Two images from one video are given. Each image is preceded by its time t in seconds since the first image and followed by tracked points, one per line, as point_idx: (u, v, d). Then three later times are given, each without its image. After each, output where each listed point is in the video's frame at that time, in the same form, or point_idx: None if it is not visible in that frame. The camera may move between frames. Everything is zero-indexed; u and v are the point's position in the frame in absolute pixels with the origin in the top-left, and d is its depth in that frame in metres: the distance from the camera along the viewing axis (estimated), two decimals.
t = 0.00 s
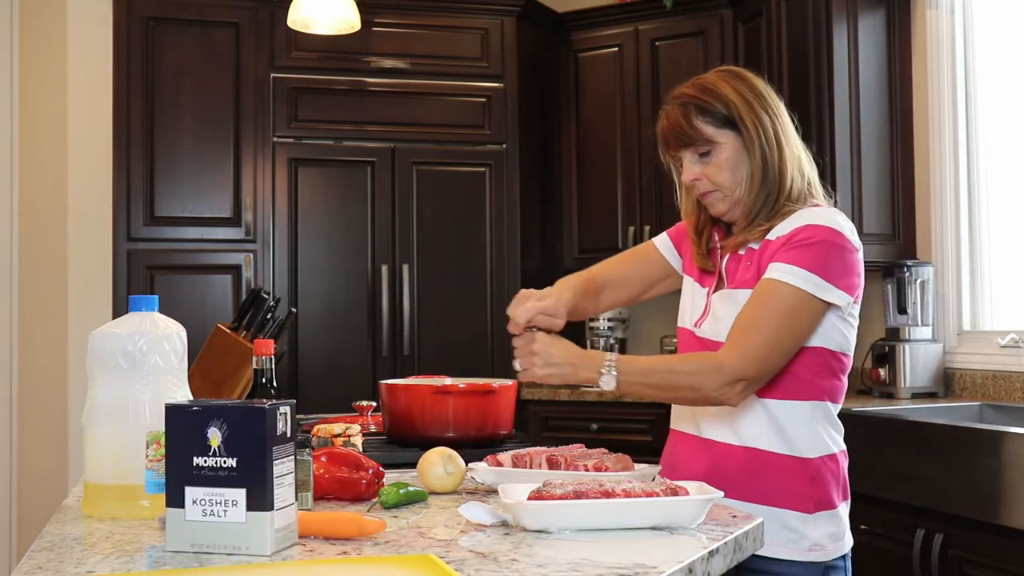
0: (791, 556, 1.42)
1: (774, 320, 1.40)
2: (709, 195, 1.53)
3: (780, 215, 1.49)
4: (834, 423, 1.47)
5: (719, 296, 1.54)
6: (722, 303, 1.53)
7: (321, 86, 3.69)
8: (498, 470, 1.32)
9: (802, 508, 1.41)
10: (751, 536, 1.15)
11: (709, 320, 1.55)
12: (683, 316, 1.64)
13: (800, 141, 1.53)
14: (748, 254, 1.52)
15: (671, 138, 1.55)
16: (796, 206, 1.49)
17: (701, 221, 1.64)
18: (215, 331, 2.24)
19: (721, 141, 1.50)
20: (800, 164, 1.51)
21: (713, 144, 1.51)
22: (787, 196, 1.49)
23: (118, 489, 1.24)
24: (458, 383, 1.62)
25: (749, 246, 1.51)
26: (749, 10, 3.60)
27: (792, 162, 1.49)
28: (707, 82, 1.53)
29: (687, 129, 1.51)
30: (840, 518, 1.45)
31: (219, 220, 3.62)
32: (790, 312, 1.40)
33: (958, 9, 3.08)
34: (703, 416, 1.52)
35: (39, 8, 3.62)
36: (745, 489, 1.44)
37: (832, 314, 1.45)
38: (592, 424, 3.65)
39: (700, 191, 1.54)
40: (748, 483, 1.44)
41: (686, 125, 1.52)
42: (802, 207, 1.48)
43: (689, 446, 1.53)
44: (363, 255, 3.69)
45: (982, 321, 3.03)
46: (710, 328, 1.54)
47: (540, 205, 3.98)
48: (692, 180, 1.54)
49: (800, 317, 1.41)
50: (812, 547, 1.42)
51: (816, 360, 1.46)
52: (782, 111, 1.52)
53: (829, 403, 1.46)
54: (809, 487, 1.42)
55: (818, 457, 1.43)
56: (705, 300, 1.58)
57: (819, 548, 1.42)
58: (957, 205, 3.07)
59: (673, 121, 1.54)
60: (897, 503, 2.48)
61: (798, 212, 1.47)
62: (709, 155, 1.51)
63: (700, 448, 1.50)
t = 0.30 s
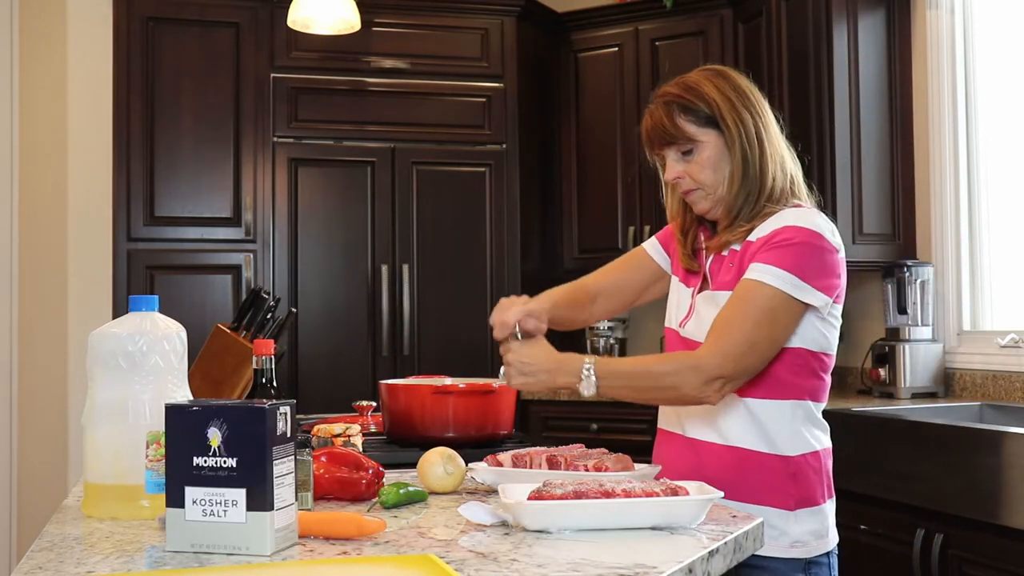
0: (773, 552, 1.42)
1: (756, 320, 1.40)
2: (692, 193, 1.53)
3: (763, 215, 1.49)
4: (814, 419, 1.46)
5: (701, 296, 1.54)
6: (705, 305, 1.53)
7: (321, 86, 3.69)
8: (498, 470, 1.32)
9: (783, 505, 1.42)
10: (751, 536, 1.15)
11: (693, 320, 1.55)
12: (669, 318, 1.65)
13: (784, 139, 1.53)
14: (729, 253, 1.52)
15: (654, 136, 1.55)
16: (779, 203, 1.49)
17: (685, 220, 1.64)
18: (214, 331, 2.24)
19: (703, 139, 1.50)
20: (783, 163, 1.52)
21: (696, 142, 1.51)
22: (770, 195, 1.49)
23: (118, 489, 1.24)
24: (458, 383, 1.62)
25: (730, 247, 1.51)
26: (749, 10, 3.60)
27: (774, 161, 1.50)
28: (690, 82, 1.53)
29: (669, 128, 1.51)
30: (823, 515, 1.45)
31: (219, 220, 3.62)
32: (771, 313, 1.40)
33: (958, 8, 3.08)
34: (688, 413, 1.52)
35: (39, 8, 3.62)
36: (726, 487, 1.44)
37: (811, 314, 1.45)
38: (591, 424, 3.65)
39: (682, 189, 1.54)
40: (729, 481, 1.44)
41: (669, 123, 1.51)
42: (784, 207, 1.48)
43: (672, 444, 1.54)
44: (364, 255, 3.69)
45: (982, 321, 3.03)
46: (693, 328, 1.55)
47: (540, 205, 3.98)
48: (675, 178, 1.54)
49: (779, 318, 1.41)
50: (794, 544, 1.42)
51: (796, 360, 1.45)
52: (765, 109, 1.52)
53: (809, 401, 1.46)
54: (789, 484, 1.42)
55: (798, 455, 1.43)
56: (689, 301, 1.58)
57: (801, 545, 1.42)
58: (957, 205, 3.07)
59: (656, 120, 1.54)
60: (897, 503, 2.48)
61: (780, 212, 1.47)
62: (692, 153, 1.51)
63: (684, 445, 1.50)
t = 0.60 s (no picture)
0: (827, 564, 1.35)
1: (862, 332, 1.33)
2: (686, 163, 1.44)
3: (771, 207, 1.41)
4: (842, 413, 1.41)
5: (726, 309, 1.40)
6: (729, 313, 1.39)
7: (321, 86, 3.69)
8: (499, 470, 1.32)
9: (832, 511, 1.36)
10: (751, 537, 1.15)
11: (711, 328, 1.41)
12: (664, 331, 1.49)
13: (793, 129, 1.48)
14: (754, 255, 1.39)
15: (660, 86, 1.45)
16: (780, 192, 1.42)
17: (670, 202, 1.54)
18: (215, 331, 2.24)
19: (715, 108, 1.42)
20: (790, 153, 1.45)
21: (706, 107, 1.42)
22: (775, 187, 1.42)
23: (118, 488, 1.24)
24: (458, 383, 1.62)
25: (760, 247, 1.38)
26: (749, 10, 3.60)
27: (783, 146, 1.44)
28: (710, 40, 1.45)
29: (683, 83, 1.42)
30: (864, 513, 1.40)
31: (219, 220, 3.62)
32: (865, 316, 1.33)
33: (958, 8, 3.08)
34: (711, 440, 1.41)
35: (39, 8, 3.63)
36: (772, 506, 1.36)
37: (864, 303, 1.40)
38: (592, 424, 3.65)
39: (678, 156, 1.45)
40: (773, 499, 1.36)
41: (682, 76, 1.42)
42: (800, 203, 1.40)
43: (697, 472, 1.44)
44: (363, 254, 3.69)
45: (982, 321, 3.03)
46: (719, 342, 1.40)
47: (540, 204, 3.98)
48: (672, 143, 1.45)
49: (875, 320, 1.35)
50: (846, 550, 1.36)
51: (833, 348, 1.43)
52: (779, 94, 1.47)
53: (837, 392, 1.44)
54: (832, 489, 1.37)
55: (835, 455, 1.38)
56: (693, 307, 1.44)
57: (852, 549, 1.37)
58: (957, 205, 3.07)
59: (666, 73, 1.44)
60: (896, 502, 2.48)
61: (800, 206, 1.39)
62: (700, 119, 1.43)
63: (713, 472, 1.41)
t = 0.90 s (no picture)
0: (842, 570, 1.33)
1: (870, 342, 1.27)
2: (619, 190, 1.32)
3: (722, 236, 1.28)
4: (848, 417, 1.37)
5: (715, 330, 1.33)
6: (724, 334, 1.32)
7: (322, 86, 3.69)
8: (498, 470, 1.32)
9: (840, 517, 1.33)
10: (752, 536, 1.15)
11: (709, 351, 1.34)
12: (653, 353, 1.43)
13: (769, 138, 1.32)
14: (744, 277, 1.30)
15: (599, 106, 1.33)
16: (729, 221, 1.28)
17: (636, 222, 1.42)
18: (215, 331, 2.24)
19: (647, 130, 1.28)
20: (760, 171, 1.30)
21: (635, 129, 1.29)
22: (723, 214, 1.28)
23: (117, 489, 1.24)
24: (458, 383, 1.62)
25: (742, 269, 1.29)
26: (749, 10, 3.60)
27: (748, 161, 1.28)
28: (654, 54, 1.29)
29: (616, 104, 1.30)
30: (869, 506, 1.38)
31: (219, 220, 3.62)
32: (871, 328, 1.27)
33: (959, 8, 3.08)
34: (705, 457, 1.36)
35: (39, 8, 3.62)
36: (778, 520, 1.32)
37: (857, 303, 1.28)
38: (592, 424, 3.65)
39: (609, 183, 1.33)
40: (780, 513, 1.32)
41: (634, 83, 1.29)
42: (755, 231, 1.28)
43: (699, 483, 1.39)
44: (363, 254, 3.69)
45: (982, 321, 3.03)
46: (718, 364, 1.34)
47: (540, 205, 3.98)
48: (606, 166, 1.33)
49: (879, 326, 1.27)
50: (857, 552, 1.34)
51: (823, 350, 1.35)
52: (745, 105, 1.28)
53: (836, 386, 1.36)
54: (839, 496, 1.33)
55: (841, 461, 1.34)
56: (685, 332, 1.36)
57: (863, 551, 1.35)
58: (957, 206, 3.07)
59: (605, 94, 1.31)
60: (896, 502, 2.48)
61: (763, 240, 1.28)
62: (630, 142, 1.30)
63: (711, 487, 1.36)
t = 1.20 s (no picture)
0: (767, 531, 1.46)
1: (780, 320, 1.45)
2: (666, 161, 1.59)
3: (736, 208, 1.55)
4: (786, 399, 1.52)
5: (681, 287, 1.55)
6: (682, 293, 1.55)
7: (322, 86, 3.69)
8: (498, 470, 1.30)
9: (769, 484, 1.46)
10: (753, 536, 1.14)
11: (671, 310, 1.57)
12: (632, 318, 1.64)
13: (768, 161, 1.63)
14: (709, 247, 1.55)
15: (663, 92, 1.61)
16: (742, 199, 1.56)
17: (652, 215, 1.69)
18: (215, 332, 2.23)
19: (704, 119, 1.59)
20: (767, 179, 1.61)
21: (697, 117, 1.59)
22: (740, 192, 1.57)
23: (118, 489, 1.25)
24: (458, 383, 1.62)
25: (719, 243, 1.54)
26: (749, 10, 3.60)
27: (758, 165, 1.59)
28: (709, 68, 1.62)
29: (682, 92, 1.59)
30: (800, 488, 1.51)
31: (219, 220, 3.62)
32: (787, 309, 1.46)
33: (959, 8, 3.08)
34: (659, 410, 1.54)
35: (39, 8, 3.62)
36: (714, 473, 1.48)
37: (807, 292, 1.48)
38: (592, 424, 3.65)
39: (660, 155, 1.59)
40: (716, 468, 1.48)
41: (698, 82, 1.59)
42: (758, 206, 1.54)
43: (645, 439, 1.55)
44: (363, 254, 3.69)
45: (982, 320, 3.03)
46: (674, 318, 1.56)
47: (540, 204, 3.98)
48: (660, 139, 1.59)
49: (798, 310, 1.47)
50: (782, 519, 1.47)
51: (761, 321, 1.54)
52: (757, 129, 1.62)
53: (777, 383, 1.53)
54: (771, 464, 1.47)
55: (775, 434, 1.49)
56: (659, 295, 1.60)
57: (787, 520, 1.47)
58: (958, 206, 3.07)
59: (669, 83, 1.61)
60: (896, 502, 2.48)
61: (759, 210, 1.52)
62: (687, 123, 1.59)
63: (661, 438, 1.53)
